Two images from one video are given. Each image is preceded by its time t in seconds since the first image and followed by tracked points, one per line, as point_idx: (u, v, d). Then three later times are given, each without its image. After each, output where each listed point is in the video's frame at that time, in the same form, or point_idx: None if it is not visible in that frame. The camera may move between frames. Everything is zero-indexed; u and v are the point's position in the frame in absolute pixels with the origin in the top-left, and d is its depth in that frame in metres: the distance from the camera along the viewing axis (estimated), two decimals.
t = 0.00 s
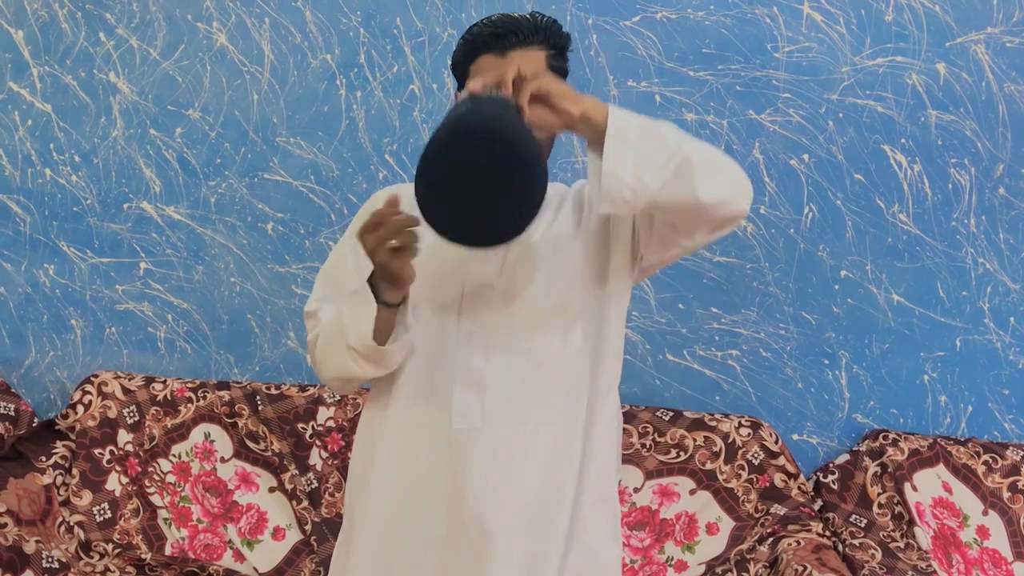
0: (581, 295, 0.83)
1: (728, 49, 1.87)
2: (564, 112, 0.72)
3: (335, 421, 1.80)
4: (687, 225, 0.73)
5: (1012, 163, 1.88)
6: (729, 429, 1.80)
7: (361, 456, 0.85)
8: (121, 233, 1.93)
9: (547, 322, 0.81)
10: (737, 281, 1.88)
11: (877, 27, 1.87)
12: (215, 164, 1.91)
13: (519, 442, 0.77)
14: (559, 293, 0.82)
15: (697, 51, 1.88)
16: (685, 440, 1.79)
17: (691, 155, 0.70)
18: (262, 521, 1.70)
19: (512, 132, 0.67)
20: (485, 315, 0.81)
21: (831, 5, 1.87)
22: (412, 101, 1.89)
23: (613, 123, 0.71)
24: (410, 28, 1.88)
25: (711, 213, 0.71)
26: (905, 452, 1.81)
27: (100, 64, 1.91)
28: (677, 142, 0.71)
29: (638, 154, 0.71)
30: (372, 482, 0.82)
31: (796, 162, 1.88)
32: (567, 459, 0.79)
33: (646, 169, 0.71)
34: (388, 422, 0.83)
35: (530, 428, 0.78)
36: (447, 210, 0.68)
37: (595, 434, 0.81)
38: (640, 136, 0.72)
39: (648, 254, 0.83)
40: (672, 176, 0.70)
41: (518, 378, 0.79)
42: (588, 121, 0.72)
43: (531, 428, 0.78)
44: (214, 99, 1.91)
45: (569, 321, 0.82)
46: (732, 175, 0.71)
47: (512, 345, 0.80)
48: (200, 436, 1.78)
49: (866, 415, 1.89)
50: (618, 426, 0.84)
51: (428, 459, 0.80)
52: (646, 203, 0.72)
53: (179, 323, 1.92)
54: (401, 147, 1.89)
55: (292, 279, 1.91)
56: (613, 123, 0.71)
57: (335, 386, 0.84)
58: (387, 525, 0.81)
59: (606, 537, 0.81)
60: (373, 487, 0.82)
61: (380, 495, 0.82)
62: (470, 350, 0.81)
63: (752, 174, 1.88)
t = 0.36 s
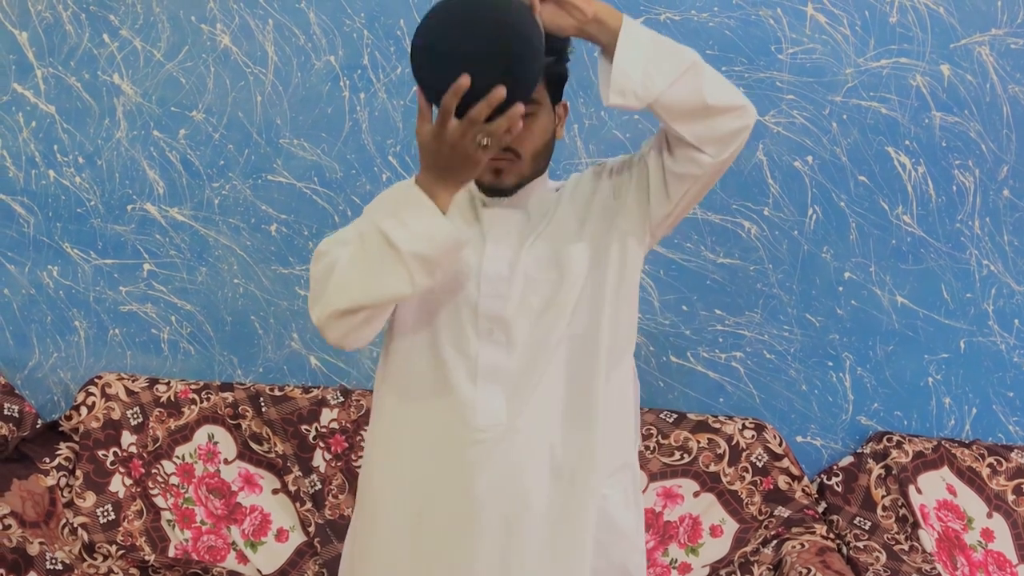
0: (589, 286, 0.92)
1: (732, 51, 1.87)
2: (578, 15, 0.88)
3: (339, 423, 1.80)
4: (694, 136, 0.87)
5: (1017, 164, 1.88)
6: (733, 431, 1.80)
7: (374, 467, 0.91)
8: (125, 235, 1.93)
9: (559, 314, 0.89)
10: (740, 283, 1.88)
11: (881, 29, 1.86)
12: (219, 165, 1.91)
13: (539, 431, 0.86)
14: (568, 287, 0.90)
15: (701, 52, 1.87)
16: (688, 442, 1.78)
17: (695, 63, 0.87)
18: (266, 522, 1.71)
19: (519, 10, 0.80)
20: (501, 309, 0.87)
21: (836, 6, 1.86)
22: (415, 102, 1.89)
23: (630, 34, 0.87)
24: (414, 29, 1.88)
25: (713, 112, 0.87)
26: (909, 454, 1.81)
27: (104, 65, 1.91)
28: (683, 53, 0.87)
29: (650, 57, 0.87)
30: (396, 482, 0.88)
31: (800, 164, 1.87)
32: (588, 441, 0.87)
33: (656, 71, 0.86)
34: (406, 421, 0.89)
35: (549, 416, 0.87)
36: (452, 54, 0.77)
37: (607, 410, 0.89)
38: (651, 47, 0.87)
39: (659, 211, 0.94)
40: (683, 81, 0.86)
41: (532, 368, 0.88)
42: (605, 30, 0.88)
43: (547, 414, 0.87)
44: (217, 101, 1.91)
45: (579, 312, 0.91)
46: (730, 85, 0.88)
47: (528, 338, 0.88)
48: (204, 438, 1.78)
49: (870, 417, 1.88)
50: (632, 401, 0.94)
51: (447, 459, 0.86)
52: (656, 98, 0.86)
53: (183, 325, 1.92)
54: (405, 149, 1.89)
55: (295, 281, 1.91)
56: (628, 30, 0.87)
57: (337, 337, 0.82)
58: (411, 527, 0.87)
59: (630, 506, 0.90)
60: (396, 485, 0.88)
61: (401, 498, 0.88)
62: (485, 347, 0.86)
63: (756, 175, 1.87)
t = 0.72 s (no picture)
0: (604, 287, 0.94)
1: (737, 52, 1.86)
2: (604, 4, 0.89)
3: (342, 424, 1.80)
4: (713, 129, 0.89)
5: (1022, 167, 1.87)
6: (737, 434, 1.79)
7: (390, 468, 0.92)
8: (129, 235, 1.92)
9: (573, 312, 0.91)
10: (745, 285, 1.87)
11: (887, 30, 1.86)
12: (223, 165, 1.91)
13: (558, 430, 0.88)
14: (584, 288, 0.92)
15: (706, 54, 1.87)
16: (693, 444, 1.78)
17: (720, 58, 0.89)
18: (269, 524, 1.71)
19: None
20: (516, 308, 0.88)
21: (841, 8, 1.86)
22: (419, 103, 1.88)
23: (657, 25, 0.88)
24: (418, 30, 1.87)
25: (734, 105, 0.88)
26: (914, 457, 1.80)
27: (108, 65, 1.91)
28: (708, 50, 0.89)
29: (676, 47, 0.88)
30: (416, 483, 0.89)
31: (805, 166, 1.87)
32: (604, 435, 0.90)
33: (681, 58, 0.88)
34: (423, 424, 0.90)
35: (567, 415, 0.89)
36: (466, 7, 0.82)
37: (620, 405, 0.91)
38: (679, 41, 0.88)
39: (676, 206, 0.95)
40: (707, 72, 0.88)
41: (547, 366, 0.89)
42: (631, 19, 0.89)
43: (563, 412, 0.89)
44: (221, 101, 1.90)
45: (594, 312, 0.93)
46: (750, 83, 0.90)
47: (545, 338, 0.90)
48: (207, 439, 1.78)
49: (874, 420, 1.88)
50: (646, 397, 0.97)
51: (466, 461, 0.87)
52: (679, 82, 0.88)
53: (186, 325, 1.92)
54: (409, 150, 1.89)
55: (299, 281, 1.91)
56: (656, 19, 0.89)
57: (344, 286, 0.82)
58: (433, 528, 0.88)
59: (643, 497, 0.93)
60: (417, 487, 0.89)
61: (421, 499, 0.89)
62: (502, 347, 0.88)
63: (761, 177, 1.87)
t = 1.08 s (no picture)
0: (615, 293, 0.94)
1: (741, 54, 1.86)
2: (632, 30, 0.92)
3: (344, 425, 1.79)
4: (737, 155, 0.89)
5: None
6: (740, 436, 1.79)
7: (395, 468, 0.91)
8: (131, 235, 1.92)
9: (582, 318, 0.91)
10: (749, 287, 1.87)
11: (892, 32, 1.85)
12: (226, 166, 1.91)
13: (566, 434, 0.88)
14: (595, 293, 0.92)
15: (711, 55, 1.86)
16: (696, 446, 1.77)
17: (746, 89, 0.89)
18: (271, 525, 1.70)
19: None
20: (524, 310, 0.89)
21: (846, 9, 1.85)
22: (423, 104, 1.88)
23: (683, 56, 0.90)
24: (422, 31, 1.87)
25: (759, 135, 0.88)
26: (918, 460, 1.80)
27: (112, 65, 1.91)
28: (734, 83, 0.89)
29: (702, 80, 0.89)
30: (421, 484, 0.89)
31: (809, 168, 1.87)
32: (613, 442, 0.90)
33: (707, 89, 0.88)
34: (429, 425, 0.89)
35: (576, 419, 0.89)
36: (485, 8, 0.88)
37: (630, 412, 0.91)
38: (704, 72, 0.90)
39: (692, 223, 0.94)
40: (732, 103, 0.88)
41: (555, 370, 0.89)
42: (659, 49, 0.91)
43: (571, 416, 0.89)
44: (225, 101, 1.90)
45: (604, 318, 0.93)
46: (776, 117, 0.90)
47: (554, 341, 0.90)
48: (209, 439, 1.78)
49: (878, 422, 1.88)
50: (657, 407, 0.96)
51: (471, 462, 0.87)
52: (705, 112, 0.87)
53: (189, 326, 1.92)
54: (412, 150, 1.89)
55: (301, 282, 1.90)
56: (683, 51, 0.90)
57: (343, 257, 0.83)
58: (438, 529, 0.88)
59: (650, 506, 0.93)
60: (422, 488, 0.89)
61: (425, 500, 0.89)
62: (510, 348, 0.89)
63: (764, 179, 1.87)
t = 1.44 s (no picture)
0: (619, 296, 0.94)
1: (742, 54, 1.86)
2: (635, 52, 0.95)
3: (345, 425, 1.79)
4: (744, 170, 0.90)
5: None
6: (740, 436, 1.79)
7: (394, 465, 0.91)
8: (132, 234, 1.92)
9: (584, 320, 0.91)
10: (749, 287, 1.87)
11: (892, 33, 1.85)
12: (227, 166, 1.91)
13: (568, 436, 0.88)
14: (597, 296, 0.92)
15: (711, 56, 1.86)
16: (696, 446, 1.77)
17: (749, 106, 0.91)
18: (272, 524, 1.70)
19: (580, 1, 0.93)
20: (525, 311, 0.89)
21: (846, 10, 1.85)
22: (424, 104, 1.88)
23: (685, 77, 0.92)
24: (423, 31, 1.87)
25: (765, 151, 0.90)
26: (918, 460, 1.80)
27: (113, 65, 1.91)
28: (738, 101, 0.91)
29: (707, 101, 0.91)
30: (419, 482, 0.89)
31: (809, 168, 1.87)
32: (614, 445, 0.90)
33: (712, 110, 0.90)
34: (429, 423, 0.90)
35: (577, 421, 0.89)
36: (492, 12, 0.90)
37: (631, 415, 0.91)
38: (707, 92, 0.91)
39: (699, 230, 0.95)
40: (737, 121, 0.90)
41: (556, 372, 0.89)
42: (662, 70, 0.94)
43: (572, 418, 0.89)
44: (226, 101, 1.90)
45: (606, 322, 0.93)
46: (780, 131, 0.92)
47: (557, 343, 0.90)
48: (209, 439, 1.78)
49: (878, 423, 1.88)
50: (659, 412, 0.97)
51: (471, 461, 0.87)
52: (712, 133, 0.89)
53: (189, 325, 1.92)
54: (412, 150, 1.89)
55: (302, 281, 1.90)
56: (684, 73, 0.92)
57: (343, 244, 0.85)
58: (436, 528, 0.88)
59: (650, 511, 0.93)
60: (420, 486, 0.89)
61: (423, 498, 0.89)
62: (511, 348, 0.89)
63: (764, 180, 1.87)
